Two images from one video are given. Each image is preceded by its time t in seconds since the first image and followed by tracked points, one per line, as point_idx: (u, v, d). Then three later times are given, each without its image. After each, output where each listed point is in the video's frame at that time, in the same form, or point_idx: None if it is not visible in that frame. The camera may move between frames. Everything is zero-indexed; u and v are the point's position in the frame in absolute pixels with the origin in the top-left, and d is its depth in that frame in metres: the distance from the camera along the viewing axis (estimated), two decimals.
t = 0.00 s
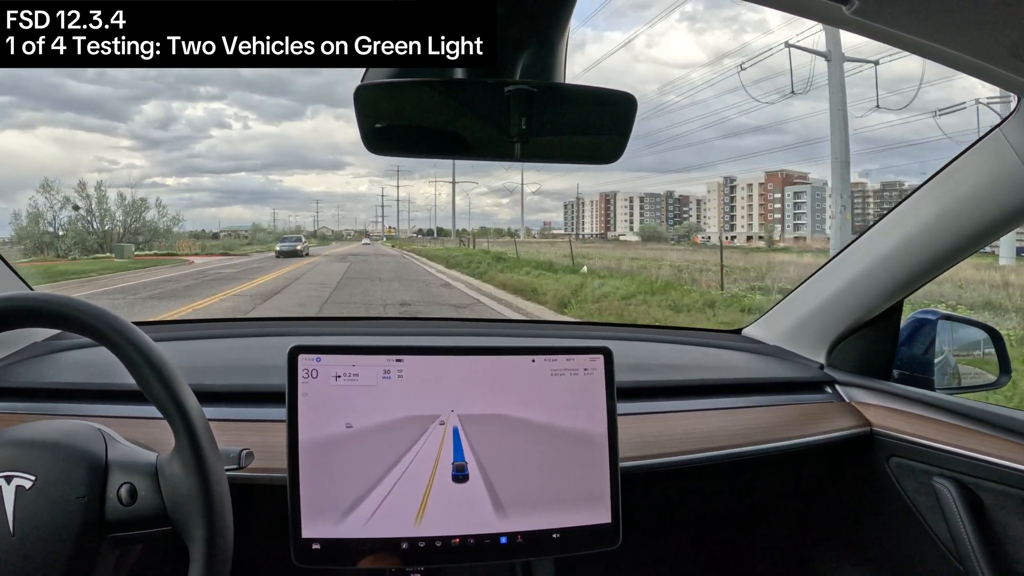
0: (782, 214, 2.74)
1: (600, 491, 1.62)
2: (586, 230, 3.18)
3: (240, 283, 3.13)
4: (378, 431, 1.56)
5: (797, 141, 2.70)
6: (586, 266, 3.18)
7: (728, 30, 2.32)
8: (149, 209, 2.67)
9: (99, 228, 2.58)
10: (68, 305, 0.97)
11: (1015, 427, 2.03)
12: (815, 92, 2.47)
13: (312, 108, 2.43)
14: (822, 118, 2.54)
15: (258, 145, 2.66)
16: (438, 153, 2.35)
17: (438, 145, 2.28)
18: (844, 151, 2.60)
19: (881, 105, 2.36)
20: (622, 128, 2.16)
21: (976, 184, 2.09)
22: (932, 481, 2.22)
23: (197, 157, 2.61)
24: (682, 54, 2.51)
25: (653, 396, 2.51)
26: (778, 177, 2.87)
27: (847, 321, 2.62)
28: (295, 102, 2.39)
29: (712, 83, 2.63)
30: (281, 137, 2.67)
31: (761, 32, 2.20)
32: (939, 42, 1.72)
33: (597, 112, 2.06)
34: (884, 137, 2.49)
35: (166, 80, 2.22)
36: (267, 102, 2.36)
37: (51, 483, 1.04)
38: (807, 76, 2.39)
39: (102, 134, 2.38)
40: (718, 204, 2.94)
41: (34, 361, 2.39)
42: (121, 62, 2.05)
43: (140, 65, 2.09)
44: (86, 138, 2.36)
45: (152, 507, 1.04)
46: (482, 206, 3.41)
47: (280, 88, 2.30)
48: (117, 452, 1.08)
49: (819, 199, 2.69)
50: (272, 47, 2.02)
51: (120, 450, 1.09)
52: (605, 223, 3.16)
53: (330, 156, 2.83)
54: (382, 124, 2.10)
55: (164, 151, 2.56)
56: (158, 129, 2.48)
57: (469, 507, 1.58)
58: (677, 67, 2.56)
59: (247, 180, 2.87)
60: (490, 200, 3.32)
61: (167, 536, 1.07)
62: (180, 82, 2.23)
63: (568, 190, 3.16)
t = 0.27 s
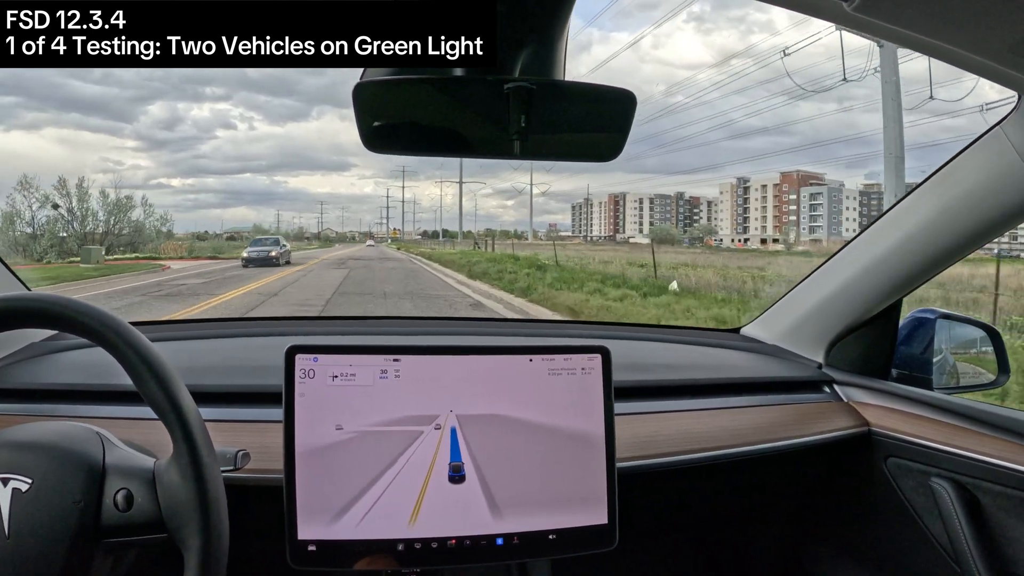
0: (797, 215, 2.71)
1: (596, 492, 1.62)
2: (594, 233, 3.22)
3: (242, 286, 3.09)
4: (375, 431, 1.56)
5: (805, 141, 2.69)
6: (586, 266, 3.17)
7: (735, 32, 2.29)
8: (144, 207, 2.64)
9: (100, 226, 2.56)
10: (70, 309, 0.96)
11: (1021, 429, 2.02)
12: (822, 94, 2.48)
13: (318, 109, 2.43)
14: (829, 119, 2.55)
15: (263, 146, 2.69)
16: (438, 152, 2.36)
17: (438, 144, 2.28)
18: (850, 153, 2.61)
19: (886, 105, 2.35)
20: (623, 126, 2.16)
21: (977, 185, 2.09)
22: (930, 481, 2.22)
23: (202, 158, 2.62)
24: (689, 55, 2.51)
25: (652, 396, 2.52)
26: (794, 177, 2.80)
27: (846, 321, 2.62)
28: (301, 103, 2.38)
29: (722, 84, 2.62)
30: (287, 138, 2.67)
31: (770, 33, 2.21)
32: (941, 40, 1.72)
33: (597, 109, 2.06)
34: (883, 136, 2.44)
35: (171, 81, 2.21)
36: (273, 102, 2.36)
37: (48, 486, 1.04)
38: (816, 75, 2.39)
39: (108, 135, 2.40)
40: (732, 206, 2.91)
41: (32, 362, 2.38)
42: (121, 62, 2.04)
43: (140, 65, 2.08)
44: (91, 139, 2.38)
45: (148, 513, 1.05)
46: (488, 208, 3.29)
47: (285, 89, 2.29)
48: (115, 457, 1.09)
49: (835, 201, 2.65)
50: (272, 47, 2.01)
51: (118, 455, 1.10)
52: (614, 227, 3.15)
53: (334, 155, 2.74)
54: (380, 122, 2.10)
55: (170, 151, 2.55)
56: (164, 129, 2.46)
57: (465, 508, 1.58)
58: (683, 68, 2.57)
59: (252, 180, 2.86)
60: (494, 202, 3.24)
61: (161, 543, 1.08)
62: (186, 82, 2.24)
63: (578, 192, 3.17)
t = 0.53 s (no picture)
0: (813, 215, 2.62)
1: (594, 491, 1.63)
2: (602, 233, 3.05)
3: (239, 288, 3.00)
4: (375, 430, 1.56)
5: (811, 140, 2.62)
6: (593, 268, 3.06)
7: (743, 30, 2.24)
8: (143, 207, 2.62)
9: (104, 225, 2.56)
10: (74, 309, 0.97)
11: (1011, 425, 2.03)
12: (830, 93, 2.42)
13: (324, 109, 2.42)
14: (836, 119, 2.50)
15: (270, 145, 2.62)
16: (442, 152, 2.37)
17: (439, 143, 2.29)
18: (856, 152, 2.58)
19: (895, 106, 2.35)
20: (625, 126, 2.18)
21: (976, 185, 2.09)
22: (925, 479, 2.23)
23: (207, 157, 2.56)
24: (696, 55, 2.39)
25: (651, 395, 2.52)
26: (809, 176, 2.70)
27: (844, 320, 2.63)
28: (307, 103, 2.37)
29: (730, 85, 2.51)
30: (292, 138, 2.63)
31: (778, 31, 2.17)
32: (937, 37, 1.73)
33: (598, 109, 2.06)
34: (894, 137, 2.43)
35: (178, 80, 2.22)
36: (279, 102, 2.36)
37: (46, 487, 1.05)
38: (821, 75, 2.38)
39: (113, 135, 2.38)
40: (745, 203, 2.78)
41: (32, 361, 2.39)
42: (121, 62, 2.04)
43: (141, 65, 2.07)
44: (95, 139, 2.37)
45: (146, 516, 1.05)
46: (493, 208, 3.23)
47: (292, 89, 2.30)
48: (113, 459, 1.10)
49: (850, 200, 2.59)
50: (272, 47, 2.01)
51: (116, 457, 1.11)
52: (622, 227, 3.00)
53: (341, 157, 2.71)
54: (382, 122, 2.10)
55: (174, 152, 2.51)
56: (169, 129, 2.43)
57: (463, 507, 1.58)
58: (689, 68, 2.45)
59: (259, 181, 2.84)
60: (501, 202, 3.14)
61: (158, 546, 1.08)
62: (192, 82, 2.24)
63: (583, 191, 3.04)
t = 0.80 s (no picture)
0: (827, 214, 2.60)
1: (593, 491, 1.63)
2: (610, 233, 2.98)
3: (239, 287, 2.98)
4: (374, 430, 1.57)
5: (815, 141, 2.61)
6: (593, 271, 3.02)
7: (748, 29, 2.23)
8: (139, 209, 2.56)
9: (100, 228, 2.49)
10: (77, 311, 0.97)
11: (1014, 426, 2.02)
12: (838, 93, 2.43)
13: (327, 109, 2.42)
14: (842, 118, 2.49)
15: (274, 145, 2.61)
16: (443, 153, 2.37)
17: (439, 144, 2.28)
18: (862, 152, 2.57)
19: (901, 105, 2.36)
20: (626, 128, 2.17)
21: (979, 184, 2.08)
22: (925, 478, 2.23)
23: (211, 157, 2.55)
24: (702, 54, 2.40)
25: (650, 395, 2.52)
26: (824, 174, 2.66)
27: (845, 319, 2.63)
28: (310, 102, 2.38)
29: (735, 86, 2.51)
30: (296, 137, 2.63)
31: (784, 29, 2.17)
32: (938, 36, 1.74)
33: (599, 110, 2.05)
34: (902, 137, 2.42)
35: (181, 81, 2.23)
36: (283, 102, 2.36)
37: (46, 487, 1.05)
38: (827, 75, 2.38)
39: (116, 135, 2.39)
40: (756, 202, 2.76)
41: (31, 363, 2.39)
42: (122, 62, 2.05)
43: (141, 65, 2.08)
44: (98, 139, 2.37)
45: (146, 518, 1.06)
46: (496, 207, 3.19)
47: (295, 89, 2.30)
48: (113, 459, 1.10)
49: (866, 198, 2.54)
50: (272, 47, 2.02)
51: (116, 457, 1.11)
52: (628, 227, 2.94)
53: (344, 155, 2.67)
54: (382, 124, 2.10)
55: (178, 151, 2.52)
56: (174, 129, 2.45)
57: (461, 506, 1.59)
58: (695, 67, 2.46)
59: (262, 182, 2.84)
60: (503, 201, 3.13)
61: (157, 546, 1.09)
62: (196, 82, 2.25)
63: (587, 190, 3.00)
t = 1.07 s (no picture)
0: (842, 214, 2.61)
1: (593, 492, 1.63)
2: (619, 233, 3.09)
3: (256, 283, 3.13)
4: (375, 431, 1.56)
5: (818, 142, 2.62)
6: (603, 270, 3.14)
7: (752, 30, 2.23)
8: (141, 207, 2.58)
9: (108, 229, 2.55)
10: (78, 313, 0.97)
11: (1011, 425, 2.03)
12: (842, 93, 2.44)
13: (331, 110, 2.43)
14: (845, 118, 2.51)
15: (277, 146, 2.66)
16: (444, 153, 2.38)
17: (441, 144, 2.29)
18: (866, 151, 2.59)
19: (905, 105, 2.38)
20: (629, 129, 2.18)
21: (980, 185, 2.08)
22: (926, 479, 2.22)
23: (214, 158, 2.54)
24: (705, 55, 2.40)
25: (650, 396, 2.52)
26: (839, 174, 2.66)
27: (845, 320, 2.62)
28: (313, 103, 2.37)
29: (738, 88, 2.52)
30: (300, 139, 2.67)
31: (788, 30, 2.17)
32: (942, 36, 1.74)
33: (600, 110, 2.06)
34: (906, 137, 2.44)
35: (185, 81, 2.22)
36: (286, 103, 2.37)
37: (45, 490, 1.05)
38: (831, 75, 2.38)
39: (120, 136, 2.40)
40: (767, 202, 2.79)
41: (30, 364, 2.38)
42: (122, 62, 2.04)
43: (142, 65, 2.08)
44: (103, 140, 2.40)
45: (145, 521, 1.06)
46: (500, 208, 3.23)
47: (298, 89, 2.29)
48: (112, 462, 1.10)
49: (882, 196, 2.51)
50: (272, 47, 2.01)
51: (115, 460, 1.11)
52: (636, 227, 3.04)
53: (348, 157, 2.65)
54: (384, 124, 2.10)
55: (182, 152, 2.48)
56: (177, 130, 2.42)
57: (461, 508, 1.59)
58: (698, 68, 2.47)
59: (264, 182, 2.84)
60: (507, 202, 3.16)
61: (156, 550, 1.09)
62: (199, 83, 2.25)
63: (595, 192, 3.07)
